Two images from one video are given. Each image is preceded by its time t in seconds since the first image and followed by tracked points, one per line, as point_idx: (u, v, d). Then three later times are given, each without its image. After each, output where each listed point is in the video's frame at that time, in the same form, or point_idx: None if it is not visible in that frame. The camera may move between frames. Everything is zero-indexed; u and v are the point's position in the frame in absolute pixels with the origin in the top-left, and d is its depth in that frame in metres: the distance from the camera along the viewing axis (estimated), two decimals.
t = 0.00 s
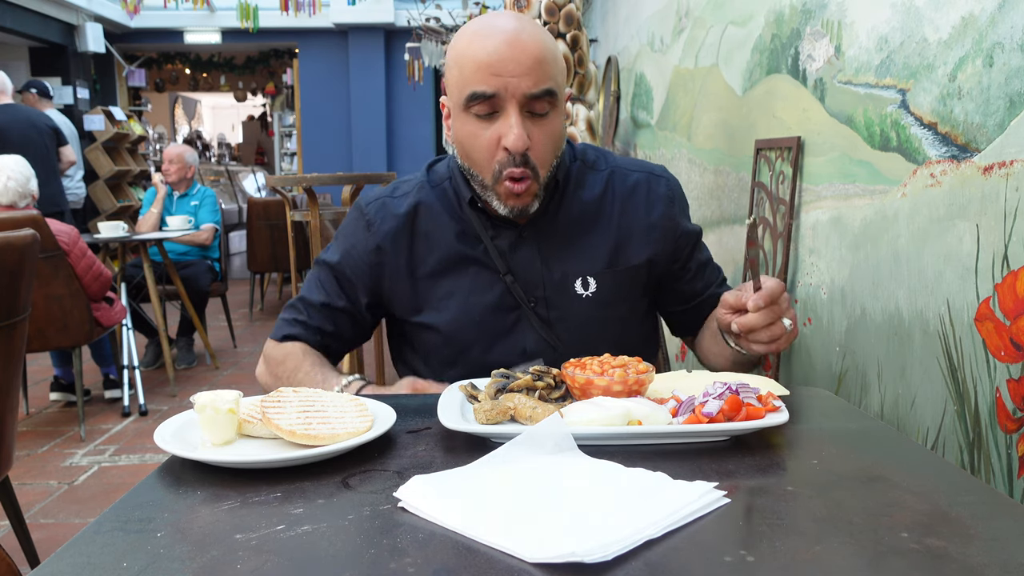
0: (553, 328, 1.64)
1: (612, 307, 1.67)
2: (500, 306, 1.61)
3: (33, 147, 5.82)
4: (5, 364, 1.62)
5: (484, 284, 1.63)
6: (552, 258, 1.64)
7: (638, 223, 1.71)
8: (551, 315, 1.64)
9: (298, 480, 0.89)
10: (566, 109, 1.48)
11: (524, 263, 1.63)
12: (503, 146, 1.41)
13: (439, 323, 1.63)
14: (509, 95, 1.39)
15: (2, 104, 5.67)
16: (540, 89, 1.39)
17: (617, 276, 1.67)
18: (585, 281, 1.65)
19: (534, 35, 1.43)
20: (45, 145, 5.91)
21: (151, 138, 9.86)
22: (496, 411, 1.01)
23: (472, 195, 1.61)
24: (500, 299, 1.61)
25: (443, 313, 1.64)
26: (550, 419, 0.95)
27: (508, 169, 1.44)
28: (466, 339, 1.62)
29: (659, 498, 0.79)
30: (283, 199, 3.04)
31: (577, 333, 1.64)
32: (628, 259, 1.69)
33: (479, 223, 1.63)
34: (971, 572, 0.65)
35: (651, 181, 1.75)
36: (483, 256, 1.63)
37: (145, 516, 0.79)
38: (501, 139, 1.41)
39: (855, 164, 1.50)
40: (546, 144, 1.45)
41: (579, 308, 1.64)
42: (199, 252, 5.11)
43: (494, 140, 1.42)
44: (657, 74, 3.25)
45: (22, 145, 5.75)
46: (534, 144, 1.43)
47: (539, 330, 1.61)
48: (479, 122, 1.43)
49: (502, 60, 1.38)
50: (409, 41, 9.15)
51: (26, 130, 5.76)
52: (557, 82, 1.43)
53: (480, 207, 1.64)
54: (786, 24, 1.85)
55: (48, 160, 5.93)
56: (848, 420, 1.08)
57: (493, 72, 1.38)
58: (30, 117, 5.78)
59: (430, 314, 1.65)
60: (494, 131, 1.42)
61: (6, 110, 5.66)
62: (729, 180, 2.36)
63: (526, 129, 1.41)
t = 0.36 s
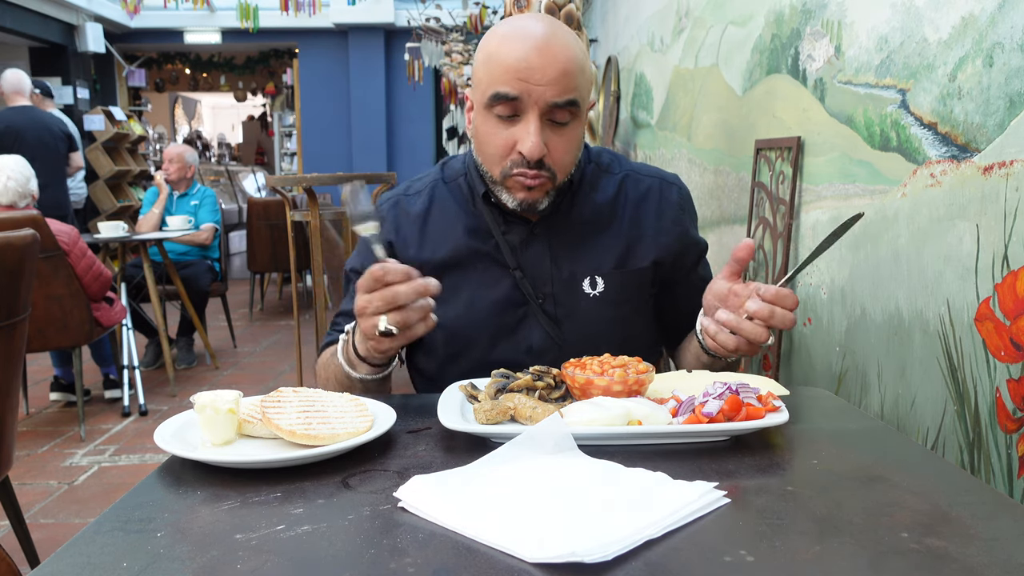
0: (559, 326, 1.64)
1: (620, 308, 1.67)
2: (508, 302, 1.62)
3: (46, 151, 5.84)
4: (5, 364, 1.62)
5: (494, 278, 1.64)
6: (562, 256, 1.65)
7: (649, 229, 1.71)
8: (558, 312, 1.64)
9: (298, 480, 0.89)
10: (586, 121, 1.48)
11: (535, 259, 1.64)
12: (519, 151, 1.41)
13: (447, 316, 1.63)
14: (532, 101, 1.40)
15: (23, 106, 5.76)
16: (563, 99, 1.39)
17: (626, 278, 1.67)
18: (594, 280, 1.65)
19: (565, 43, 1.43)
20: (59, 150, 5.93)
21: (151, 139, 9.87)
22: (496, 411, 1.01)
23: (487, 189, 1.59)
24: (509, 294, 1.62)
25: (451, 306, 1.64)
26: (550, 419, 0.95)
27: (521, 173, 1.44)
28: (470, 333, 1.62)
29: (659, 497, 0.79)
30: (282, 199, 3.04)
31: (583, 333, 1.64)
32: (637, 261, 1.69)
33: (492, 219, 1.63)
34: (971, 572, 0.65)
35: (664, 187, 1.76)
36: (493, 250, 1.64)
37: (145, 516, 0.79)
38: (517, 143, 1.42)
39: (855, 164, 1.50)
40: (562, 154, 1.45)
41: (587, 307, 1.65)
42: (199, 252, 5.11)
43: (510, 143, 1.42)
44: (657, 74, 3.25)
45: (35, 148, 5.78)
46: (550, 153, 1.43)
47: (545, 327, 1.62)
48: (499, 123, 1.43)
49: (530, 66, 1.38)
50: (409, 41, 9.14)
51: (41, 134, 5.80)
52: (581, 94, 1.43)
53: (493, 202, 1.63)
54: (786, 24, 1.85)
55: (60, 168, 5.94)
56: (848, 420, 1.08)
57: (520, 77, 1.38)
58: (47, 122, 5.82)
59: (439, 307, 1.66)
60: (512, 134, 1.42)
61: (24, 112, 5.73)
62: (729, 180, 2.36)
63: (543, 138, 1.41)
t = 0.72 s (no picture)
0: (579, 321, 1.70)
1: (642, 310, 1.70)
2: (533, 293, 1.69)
3: (56, 152, 5.84)
4: (5, 365, 1.62)
5: (524, 265, 1.72)
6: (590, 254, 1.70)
7: (675, 237, 1.74)
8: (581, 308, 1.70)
9: (298, 480, 0.89)
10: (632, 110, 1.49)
11: (565, 253, 1.70)
12: (570, 138, 1.43)
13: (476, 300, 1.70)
14: (585, 90, 1.40)
15: (35, 106, 5.76)
16: (616, 89, 1.40)
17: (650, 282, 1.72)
18: (618, 280, 1.71)
19: (617, 33, 1.43)
20: (68, 154, 5.93)
21: (151, 139, 9.87)
22: (496, 411, 1.01)
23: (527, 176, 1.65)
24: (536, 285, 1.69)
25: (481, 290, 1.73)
26: (550, 419, 0.95)
27: (570, 160, 1.46)
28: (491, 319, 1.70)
29: (660, 498, 0.79)
30: (282, 199, 3.04)
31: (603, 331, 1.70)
32: (661, 266, 1.73)
33: (527, 206, 1.70)
34: (971, 572, 0.65)
35: (689, 198, 1.77)
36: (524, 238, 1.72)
37: (145, 516, 0.79)
38: (568, 130, 1.43)
39: (855, 164, 1.50)
40: (609, 142, 1.47)
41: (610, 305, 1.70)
42: (199, 252, 5.11)
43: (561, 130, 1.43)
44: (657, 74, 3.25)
45: (44, 149, 5.77)
46: (599, 141, 1.45)
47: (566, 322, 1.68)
48: (551, 109, 1.44)
49: (585, 56, 1.38)
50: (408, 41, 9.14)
51: (51, 134, 5.79)
52: (631, 84, 1.44)
53: (531, 190, 1.68)
54: (786, 24, 1.85)
55: (70, 171, 5.94)
56: (849, 420, 1.08)
57: (574, 65, 1.38)
58: (57, 124, 5.82)
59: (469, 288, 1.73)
60: (563, 121, 1.43)
61: (35, 112, 5.74)
62: (729, 180, 2.36)
63: (594, 127, 1.43)
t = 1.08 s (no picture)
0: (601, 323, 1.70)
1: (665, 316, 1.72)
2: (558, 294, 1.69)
3: (61, 151, 5.84)
4: (5, 365, 1.62)
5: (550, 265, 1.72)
6: (617, 257, 1.70)
7: (702, 245, 1.75)
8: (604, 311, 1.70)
9: (297, 480, 0.89)
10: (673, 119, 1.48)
11: (592, 255, 1.69)
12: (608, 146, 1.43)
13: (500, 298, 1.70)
14: (628, 99, 1.39)
15: (40, 105, 5.75)
16: (659, 99, 1.39)
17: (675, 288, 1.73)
18: (644, 285, 1.71)
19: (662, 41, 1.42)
20: (72, 153, 5.92)
21: (151, 138, 9.87)
22: (496, 411, 1.01)
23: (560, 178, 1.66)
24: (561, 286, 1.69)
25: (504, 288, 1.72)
26: (550, 419, 0.95)
27: (605, 167, 1.46)
28: (517, 319, 1.71)
29: (660, 498, 0.79)
30: (282, 199, 3.03)
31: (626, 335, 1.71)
32: (686, 273, 1.75)
33: (556, 206, 1.70)
34: (971, 572, 0.65)
35: (717, 205, 1.78)
36: (553, 238, 1.72)
37: (145, 516, 0.79)
38: (607, 138, 1.43)
39: (855, 164, 1.50)
40: (647, 151, 1.46)
41: (634, 310, 1.71)
42: (199, 252, 5.11)
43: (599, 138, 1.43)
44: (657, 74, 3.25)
45: (48, 149, 5.77)
46: (637, 150, 1.44)
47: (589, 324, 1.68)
48: (592, 115, 1.43)
49: (631, 63, 1.37)
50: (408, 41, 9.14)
51: (56, 135, 5.79)
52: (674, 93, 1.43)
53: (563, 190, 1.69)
54: (786, 24, 1.85)
55: (75, 171, 5.95)
56: (850, 420, 1.08)
57: (620, 73, 1.37)
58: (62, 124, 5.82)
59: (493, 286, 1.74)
60: (603, 129, 1.43)
61: (40, 112, 5.73)
62: (729, 180, 2.36)
63: (633, 136, 1.42)
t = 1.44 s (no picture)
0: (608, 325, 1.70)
1: (673, 318, 1.71)
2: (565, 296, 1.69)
3: (64, 152, 5.84)
4: (5, 365, 1.62)
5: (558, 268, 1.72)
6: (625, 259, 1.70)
7: (709, 246, 1.74)
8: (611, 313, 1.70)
9: (297, 480, 0.89)
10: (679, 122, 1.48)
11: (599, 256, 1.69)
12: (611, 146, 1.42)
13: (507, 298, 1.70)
14: (632, 100, 1.39)
15: (43, 105, 5.75)
16: (664, 101, 1.39)
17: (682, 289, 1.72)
18: (651, 286, 1.71)
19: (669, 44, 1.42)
20: (75, 153, 5.92)
21: (151, 138, 9.87)
22: (496, 411, 1.01)
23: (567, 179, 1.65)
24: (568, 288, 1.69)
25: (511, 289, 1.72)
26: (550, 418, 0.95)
27: (608, 167, 1.45)
28: (523, 320, 1.71)
29: (660, 498, 0.79)
30: (283, 199, 3.03)
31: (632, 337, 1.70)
32: (694, 274, 1.74)
33: (563, 207, 1.70)
34: (972, 572, 0.65)
35: (724, 205, 1.78)
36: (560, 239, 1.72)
37: (145, 516, 0.79)
38: (610, 138, 1.42)
39: (855, 164, 1.50)
40: (651, 153, 1.46)
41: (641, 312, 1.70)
42: (199, 252, 5.11)
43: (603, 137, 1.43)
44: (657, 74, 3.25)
45: (51, 149, 5.77)
46: (641, 151, 1.44)
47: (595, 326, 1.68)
48: (596, 115, 1.43)
49: (636, 65, 1.37)
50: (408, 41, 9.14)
51: (58, 134, 5.79)
52: (679, 95, 1.43)
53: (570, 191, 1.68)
54: (786, 24, 1.85)
55: (77, 171, 5.95)
56: (850, 420, 1.08)
57: (624, 74, 1.37)
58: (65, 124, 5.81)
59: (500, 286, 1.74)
60: (606, 129, 1.43)
61: (42, 112, 5.73)
62: (729, 179, 2.36)
63: (636, 137, 1.42)
